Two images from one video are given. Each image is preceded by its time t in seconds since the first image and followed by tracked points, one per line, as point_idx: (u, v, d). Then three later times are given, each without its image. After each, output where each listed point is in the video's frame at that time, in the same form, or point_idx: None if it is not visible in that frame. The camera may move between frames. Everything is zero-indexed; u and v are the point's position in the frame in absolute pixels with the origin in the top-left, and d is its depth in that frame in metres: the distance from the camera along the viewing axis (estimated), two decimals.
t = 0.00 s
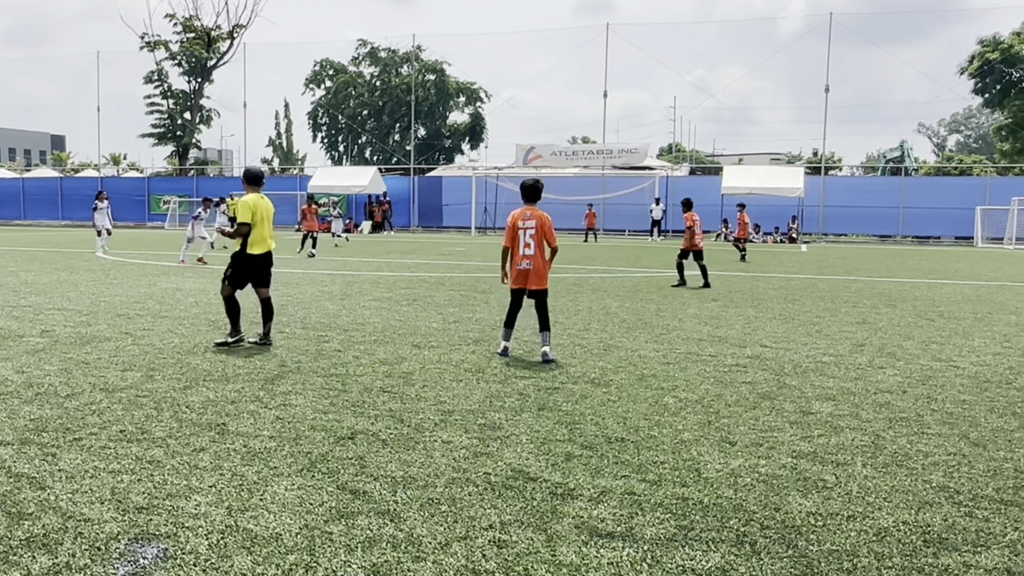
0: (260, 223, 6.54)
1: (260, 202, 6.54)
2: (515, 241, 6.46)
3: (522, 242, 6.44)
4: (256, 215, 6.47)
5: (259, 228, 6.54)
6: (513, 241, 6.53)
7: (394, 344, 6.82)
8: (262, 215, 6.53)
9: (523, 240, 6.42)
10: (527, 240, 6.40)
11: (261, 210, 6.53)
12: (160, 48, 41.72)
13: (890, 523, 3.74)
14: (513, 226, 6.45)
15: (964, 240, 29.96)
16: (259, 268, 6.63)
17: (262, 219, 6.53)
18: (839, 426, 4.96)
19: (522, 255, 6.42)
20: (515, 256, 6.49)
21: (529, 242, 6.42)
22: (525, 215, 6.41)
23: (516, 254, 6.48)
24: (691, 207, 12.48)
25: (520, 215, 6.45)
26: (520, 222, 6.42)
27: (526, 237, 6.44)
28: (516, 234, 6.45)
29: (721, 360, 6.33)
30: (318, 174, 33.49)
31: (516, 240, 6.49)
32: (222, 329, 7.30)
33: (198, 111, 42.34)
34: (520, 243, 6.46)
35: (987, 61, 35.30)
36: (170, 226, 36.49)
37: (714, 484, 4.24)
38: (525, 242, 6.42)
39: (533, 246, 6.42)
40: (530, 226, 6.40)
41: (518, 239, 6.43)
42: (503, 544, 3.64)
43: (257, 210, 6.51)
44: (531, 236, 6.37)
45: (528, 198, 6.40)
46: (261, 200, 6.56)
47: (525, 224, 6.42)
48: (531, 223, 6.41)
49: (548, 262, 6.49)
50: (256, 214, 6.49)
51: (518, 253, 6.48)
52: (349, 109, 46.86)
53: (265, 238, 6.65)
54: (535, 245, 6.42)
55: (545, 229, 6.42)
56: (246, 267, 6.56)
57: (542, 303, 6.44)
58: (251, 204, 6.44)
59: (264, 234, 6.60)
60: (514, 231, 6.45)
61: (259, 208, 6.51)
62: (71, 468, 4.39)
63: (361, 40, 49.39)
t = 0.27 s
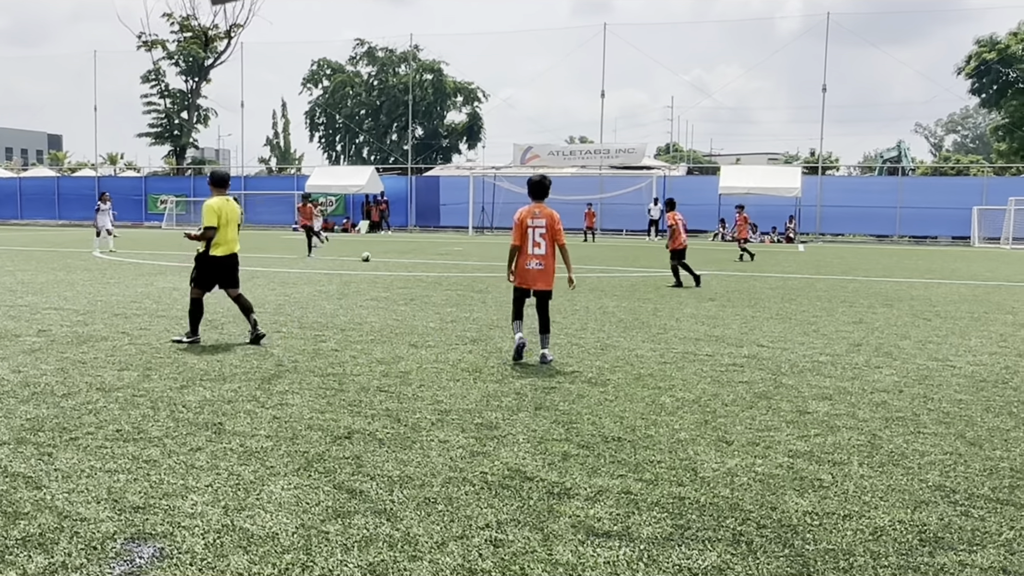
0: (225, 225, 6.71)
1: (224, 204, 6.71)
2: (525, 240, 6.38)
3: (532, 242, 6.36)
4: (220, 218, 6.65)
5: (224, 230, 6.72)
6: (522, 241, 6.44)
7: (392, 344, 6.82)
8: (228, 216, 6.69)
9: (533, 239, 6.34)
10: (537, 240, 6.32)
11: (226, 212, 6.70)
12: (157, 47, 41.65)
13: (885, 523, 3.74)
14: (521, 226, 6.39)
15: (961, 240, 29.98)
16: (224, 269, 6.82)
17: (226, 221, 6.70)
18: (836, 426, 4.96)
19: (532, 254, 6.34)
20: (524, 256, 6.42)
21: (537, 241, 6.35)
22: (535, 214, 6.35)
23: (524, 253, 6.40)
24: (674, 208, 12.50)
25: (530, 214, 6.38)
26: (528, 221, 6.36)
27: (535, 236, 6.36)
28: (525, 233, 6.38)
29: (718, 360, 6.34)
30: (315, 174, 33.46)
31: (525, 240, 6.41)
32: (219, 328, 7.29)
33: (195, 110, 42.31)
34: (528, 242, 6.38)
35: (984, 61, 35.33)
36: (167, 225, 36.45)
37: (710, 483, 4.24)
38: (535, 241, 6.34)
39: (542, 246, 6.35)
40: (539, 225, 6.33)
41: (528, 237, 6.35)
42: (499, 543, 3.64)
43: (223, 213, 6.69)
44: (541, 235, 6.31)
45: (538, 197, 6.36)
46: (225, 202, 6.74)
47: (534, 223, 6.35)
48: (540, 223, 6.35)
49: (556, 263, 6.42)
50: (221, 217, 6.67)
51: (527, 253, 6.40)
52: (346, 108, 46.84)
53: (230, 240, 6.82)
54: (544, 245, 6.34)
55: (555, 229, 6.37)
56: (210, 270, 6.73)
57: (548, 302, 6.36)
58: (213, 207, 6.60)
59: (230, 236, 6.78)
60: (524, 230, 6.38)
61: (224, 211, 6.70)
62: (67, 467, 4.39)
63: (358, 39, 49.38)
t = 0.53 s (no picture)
0: (194, 220, 6.74)
1: (198, 200, 6.85)
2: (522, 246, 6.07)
3: (530, 249, 6.04)
4: (188, 213, 6.71)
5: (195, 224, 6.74)
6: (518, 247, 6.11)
7: (392, 344, 6.82)
8: (197, 211, 6.75)
9: (531, 245, 6.03)
10: (535, 246, 6.01)
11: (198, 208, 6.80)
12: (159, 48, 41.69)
13: (886, 523, 3.74)
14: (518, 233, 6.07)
15: (962, 241, 29.97)
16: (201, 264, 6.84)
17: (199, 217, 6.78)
18: (837, 427, 4.95)
19: (531, 261, 6.02)
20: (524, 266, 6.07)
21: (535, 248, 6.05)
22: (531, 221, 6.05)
23: (524, 262, 6.05)
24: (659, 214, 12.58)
25: (525, 219, 6.07)
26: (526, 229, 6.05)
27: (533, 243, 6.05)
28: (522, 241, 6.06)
29: (718, 360, 6.34)
30: (316, 174, 33.49)
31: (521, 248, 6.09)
32: (220, 328, 7.30)
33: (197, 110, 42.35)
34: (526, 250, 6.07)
35: (985, 61, 35.29)
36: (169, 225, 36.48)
37: (711, 484, 4.24)
38: (534, 248, 6.02)
39: (541, 252, 6.03)
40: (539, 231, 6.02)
41: (526, 244, 6.03)
42: (499, 543, 3.65)
43: (193, 208, 6.76)
44: (541, 242, 5.99)
45: (533, 201, 6.05)
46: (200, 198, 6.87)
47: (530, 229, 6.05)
48: (539, 228, 6.03)
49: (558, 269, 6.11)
50: (189, 210, 6.71)
51: (527, 261, 6.06)
52: (347, 109, 46.87)
53: (207, 236, 6.87)
54: (543, 252, 6.02)
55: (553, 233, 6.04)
56: (185, 268, 6.75)
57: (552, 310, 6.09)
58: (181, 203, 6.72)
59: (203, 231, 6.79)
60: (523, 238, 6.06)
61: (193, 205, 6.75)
62: (68, 467, 4.41)
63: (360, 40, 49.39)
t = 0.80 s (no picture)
0: (179, 223, 6.73)
1: (185, 203, 6.84)
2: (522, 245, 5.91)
3: (529, 247, 5.87)
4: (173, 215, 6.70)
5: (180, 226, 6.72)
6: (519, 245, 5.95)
7: (398, 345, 6.82)
8: (183, 214, 6.75)
9: (530, 244, 5.86)
10: (534, 245, 5.84)
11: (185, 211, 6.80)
12: (166, 49, 41.85)
13: (893, 526, 3.72)
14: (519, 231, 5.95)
15: (970, 243, 29.84)
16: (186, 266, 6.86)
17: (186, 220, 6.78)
18: (843, 429, 4.93)
19: (530, 261, 5.86)
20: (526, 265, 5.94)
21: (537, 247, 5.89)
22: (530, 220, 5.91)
23: (523, 261, 5.90)
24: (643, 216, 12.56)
25: (525, 216, 5.91)
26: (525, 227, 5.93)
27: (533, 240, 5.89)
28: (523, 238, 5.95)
29: (724, 362, 6.32)
30: (323, 176, 33.56)
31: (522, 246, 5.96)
32: (226, 329, 7.31)
33: (204, 112, 42.50)
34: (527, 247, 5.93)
35: (994, 63, 35.14)
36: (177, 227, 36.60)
37: (717, 486, 4.23)
38: (533, 246, 5.85)
39: (540, 251, 5.85)
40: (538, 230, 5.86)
41: (525, 243, 5.87)
42: (505, 544, 3.64)
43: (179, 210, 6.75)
44: (539, 240, 5.81)
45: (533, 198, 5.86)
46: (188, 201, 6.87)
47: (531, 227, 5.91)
48: (538, 226, 5.85)
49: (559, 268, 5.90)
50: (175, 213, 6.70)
51: (526, 260, 5.91)
52: (354, 110, 46.97)
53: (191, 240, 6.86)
54: (541, 251, 5.84)
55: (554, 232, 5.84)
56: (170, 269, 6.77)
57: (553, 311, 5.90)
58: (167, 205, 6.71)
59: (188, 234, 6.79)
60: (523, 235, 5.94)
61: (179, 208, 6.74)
62: (75, 467, 4.43)
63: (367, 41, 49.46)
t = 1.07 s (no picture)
0: (178, 219, 6.87)
1: (185, 199, 6.98)
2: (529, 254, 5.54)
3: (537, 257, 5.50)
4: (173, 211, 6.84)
5: (179, 222, 6.87)
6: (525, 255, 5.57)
7: (410, 347, 6.83)
8: (182, 210, 6.89)
9: (539, 254, 5.50)
10: (543, 255, 5.49)
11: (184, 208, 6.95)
12: (181, 52, 42.08)
13: (907, 531, 3.69)
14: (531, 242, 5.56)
15: (986, 246, 29.61)
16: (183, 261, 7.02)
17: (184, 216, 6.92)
18: (857, 433, 4.90)
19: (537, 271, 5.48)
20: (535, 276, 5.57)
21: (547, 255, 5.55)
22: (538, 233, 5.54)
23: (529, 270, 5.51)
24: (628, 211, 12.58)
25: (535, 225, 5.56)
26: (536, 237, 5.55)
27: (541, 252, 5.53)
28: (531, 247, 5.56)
29: (738, 365, 6.29)
30: (336, 177, 33.66)
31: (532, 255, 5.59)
32: (240, 330, 7.34)
33: (219, 114, 42.74)
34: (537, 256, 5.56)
35: (1010, 65, 34.85)
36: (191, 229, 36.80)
37: (729, 489, 4.21)
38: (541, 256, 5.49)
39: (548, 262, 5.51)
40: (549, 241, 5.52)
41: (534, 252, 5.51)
42: (516, 547, 3.64)
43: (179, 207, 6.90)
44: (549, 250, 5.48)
45: (545, 207, 5.54)
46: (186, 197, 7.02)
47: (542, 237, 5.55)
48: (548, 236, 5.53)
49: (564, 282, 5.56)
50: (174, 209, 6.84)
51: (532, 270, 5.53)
52: (367, 113, 47.12)
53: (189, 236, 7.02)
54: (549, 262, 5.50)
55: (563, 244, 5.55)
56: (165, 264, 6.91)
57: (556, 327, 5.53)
58: (167, 199, 6.88)
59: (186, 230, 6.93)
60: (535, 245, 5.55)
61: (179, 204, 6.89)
62: (89, 467, 4.47)
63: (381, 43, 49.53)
